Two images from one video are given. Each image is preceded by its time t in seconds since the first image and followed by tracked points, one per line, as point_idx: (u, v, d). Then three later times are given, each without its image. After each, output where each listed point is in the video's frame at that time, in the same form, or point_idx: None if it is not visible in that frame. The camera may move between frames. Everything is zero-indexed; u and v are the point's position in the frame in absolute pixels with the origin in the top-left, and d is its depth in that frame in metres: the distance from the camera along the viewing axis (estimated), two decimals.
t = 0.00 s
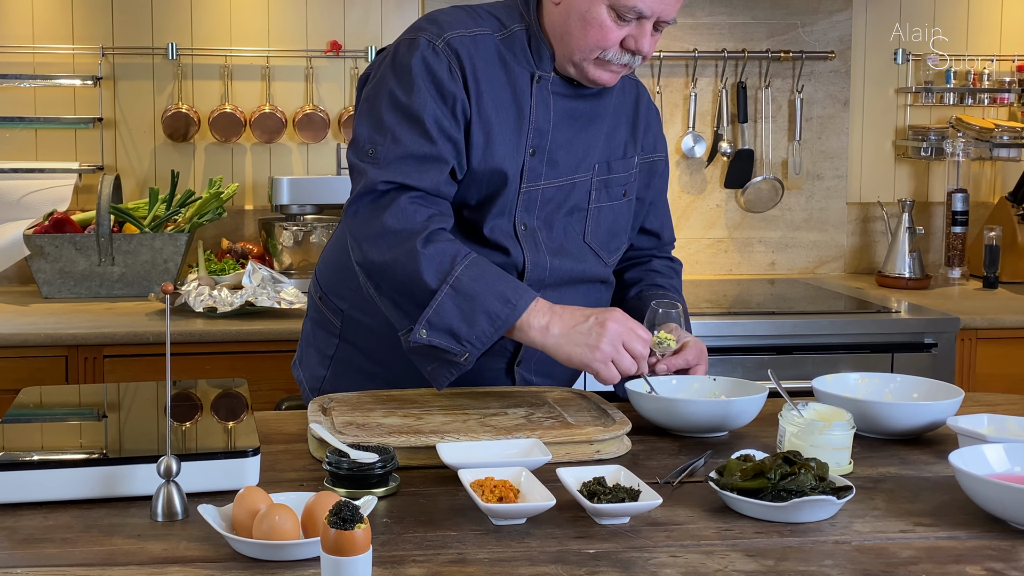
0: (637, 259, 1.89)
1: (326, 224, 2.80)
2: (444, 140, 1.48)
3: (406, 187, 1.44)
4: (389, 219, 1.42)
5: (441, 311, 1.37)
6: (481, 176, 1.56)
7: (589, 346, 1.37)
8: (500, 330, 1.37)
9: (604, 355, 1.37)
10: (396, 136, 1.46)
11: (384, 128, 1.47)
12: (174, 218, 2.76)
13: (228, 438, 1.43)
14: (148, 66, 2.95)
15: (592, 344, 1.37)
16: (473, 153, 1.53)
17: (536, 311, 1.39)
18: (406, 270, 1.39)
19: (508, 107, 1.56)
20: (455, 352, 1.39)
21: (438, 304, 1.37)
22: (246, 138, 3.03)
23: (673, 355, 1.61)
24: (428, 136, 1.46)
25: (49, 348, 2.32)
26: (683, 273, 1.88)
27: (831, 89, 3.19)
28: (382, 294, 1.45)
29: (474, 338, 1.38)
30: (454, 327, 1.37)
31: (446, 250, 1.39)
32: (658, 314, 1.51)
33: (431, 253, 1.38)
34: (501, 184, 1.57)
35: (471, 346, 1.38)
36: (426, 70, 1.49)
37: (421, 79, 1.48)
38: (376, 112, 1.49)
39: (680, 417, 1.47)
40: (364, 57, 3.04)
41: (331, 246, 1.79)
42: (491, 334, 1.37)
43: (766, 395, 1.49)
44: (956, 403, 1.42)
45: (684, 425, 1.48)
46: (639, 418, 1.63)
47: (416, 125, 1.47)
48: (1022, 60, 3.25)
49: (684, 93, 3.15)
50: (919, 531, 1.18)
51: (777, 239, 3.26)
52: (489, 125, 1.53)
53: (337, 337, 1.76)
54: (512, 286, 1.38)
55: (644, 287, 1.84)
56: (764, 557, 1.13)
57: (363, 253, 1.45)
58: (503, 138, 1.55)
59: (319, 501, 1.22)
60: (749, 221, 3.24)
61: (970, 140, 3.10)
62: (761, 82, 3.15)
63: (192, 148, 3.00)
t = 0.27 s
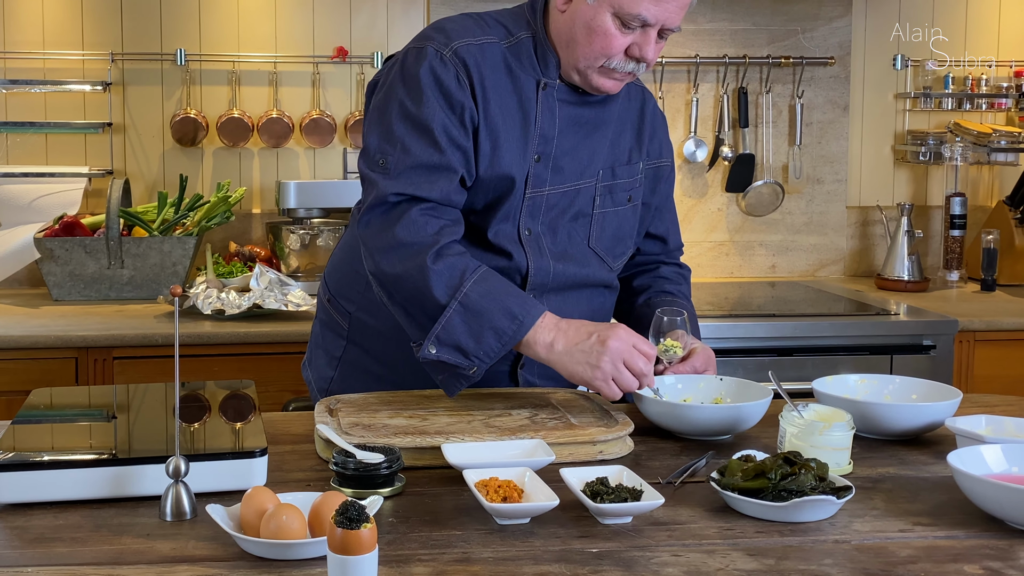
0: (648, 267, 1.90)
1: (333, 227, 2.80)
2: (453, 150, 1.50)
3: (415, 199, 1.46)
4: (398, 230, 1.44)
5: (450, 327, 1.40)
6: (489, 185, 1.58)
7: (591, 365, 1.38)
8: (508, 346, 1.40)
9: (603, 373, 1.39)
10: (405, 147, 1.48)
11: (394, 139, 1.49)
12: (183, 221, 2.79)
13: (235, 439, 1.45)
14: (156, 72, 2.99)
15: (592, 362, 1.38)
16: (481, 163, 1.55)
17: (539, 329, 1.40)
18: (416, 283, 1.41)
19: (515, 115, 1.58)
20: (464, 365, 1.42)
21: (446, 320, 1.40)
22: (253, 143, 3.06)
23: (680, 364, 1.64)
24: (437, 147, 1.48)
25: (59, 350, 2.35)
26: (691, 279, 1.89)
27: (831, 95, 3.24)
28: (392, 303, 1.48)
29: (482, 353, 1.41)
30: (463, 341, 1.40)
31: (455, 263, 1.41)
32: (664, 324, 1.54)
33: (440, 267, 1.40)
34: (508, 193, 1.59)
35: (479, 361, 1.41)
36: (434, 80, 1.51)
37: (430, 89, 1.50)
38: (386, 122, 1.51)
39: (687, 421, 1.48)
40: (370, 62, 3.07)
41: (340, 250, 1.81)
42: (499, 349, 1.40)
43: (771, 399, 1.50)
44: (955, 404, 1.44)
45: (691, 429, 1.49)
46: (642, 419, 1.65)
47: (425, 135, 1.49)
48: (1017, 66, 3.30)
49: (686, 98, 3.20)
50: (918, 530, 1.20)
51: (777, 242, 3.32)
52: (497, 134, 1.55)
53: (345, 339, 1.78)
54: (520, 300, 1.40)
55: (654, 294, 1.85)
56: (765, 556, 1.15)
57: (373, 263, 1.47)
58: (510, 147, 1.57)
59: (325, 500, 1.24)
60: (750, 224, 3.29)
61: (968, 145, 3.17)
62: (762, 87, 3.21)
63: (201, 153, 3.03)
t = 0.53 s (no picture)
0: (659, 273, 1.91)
1: (339, 231, 2.84)
2: (455, 155, 1.52)
3: (414, 202, 1.48)
4: (398, 232, 1.46)
5: (445, 327, 1.42)
6: (492, 189, 1.60)
7: (581, 378, 1.41)
8: (503, 346, 1.42)
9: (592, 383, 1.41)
10: (407, 150, 1.50)
11: (397, 142, 1.52)
12: (192, 225, 2.82)
13: (243, 440, 1.47)
14: (165, 77, 3.02)
15: (583, 372, 1.41)
16: (485, 167, 1.57)
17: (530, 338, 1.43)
18: (414, 283, 1.43)
19: (520, 120, 1.60)
20: (459, 365, 1.44)
21: (442, 321, 1.42)
22: (260, 147, 3.09)
23: (687, 368, 1.66)
24: (439, 151, 1.50)
25: (69, 351, 2.37)
26: (700, 282, 1.90)
27: (831, 100, 3.27)
28: (391, 303, 1.50)
29: (477, 353, 1.42)
30: (458, 343, 1.42)
31: (451, 265, 1.43)
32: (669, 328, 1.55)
33: (436, 270, 1.42)
34: (511, 197, 1.61)
35: (474, 361, 1.43)
36: (440, 86, 1.53)
37: (434, 94, 1.52)
38: (391, 126, 1.54)
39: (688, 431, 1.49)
40: (377, 68, 3.10)
41: (348, 253, 1.83)
42: (494, 349, 1.42)
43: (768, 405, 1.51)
44: (954, 404, 1.45)
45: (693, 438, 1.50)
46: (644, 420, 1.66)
47: (427, 139, 1.50)
48: (1014, 71, 3.30)
49: (688, 103, 3.24)
50: (917, 530, 1.21)
51: (778, 246, 3.35)
52: (501, 139, 1.57)
53: (354, 340, 1.80)
54: (515, 302, 1.42)
55: (662, 300, 1.86)
56: (766, 555, 1.16)
57: (374, 264, 1.49)
58: (514, 152, 1.59)
59: (331, 500, 1.26)
60: (751, 228, 3.32)
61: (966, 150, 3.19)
62: (762, 93, 3.24)
63: (209, 158, 3.06)
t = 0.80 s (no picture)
0: (661, 276, 1.93)
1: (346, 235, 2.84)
2: (463, 159, 1.53)
3: (423, 207, 1.49)
4: (408, 237, 1.48)
5: (459, 327, 1.44)
6: (499, 193, 1.62)
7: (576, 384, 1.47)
8: (516, 342, 1.44)
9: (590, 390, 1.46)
10: (415, 156, 1.52)
11: (405, 149, 1.54)
12: (200, 228, 2.84)
13: (250, 440, 1.49)
14: (173, 83, 3.04)
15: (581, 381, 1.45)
16: (491, 171, 1.59)
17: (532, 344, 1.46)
18: (426, 287, 1.45)
19: (524, 124, 1.62)
20: (476, 363, 1.46)
21: (456, 321, 1.44)
22: (268, 152, 3.12)
23: (689, 369, 1.70)
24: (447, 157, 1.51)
25: (79, 353, 2.39)
26: (701, 285, 1.92)
27: (831, 105, 3.30)
28: (404, 305, 1.52)
29: (492, 351, 1.45)
30: (472, 342, 1.44)
31: (462, 266, 1.45)
32: (671, 331, 1.57)
33: (448, 271, 1.44)
34: (519, 200, 1.63)
35: (491, 358, 1.46)
36: (445, 92, 1.55)
37: (441, 100, 1.54)
38: (398, 133, 1.56)
39: (687, 431, 1.51)
40: (382, 73, 3.13)
41: (355, 257, 1.85)
42: (508, 346, 1.44)
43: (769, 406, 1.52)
44: (951, 406, 1.47)
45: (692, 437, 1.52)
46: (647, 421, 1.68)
47: (434, 144, 1.52)
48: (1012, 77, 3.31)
49: (689, 108, 3.26)
50: (916, 529, 1.23)
51: (779, 249, 3.37)
52: (507, 143, 1.59)
53: (360, 343, 1.82)
54: (526, 297, 1.44)
55: (664, 302, 1.88)
56: (766, 554, 1.18)
57: (385, 268, 1.51)
58: (520, 156, 1.61)
59: (338, 500, 1.28)
60: (752, 231, 3.35)
61: (965, 154, 3.21)
62: (763, 98, 3.27)
63: (217, 162, 3.09)
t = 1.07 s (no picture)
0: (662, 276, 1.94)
1: (351, 237, 2.90)
2: (464, 163, 1.55)
3: (423, 210, 1.51)
4: (407, 240, 1.50)
5: (456, 328, 1.45)
6: (501, 197, 1.63)
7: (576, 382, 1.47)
8: (513, 342, 1.45)
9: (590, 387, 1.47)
10: (417, 160, 1.54)
11: (408, 153, 1.56)
12: (207, 231, 2.86)
13: (258, 441, 1.51)
14: (182, 88, 3.07)
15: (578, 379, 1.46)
16: (494, 175, 1.61)
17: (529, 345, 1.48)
18: (425, 288, 1.47)
19: (527, 130, 1.64)
20: (475, 363, 1.48)
21: (453, 322, 1.45)
22: (275, 156, 3.15)
23: (691, 367, 1.69)
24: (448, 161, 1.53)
25: (88, 355, 2.42)
26: (701, 286, 1.93)
27: (831, 110, 3.33)
28: (405, 307, 1.54)
29: (490, 351, 1.46)
30: (470, 342, 1.46)
31: (460, 267, 1.47)
32: (677, 330, 1.58)
33: (445, 273, 1.46)
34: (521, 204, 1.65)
35: (489, 358, 1.47)
36: (449, 97, 1.57)
37: (444, 106, 1.56)
38: (401, 137, 1.58)
39: (689, 432, 1.52)
40: (388, 79, 3.16)
41: (361, 260, 1.87)
42: (506, 346, 1.46)
43: (770, 407, 1.54)
44: (950, 407, 1.49)
45: (694, 438, 1.54)
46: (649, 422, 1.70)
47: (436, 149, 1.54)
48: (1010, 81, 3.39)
49: (691, 113, 3.29)
50: (914, 529, 1.25)
51: (779, 252, 3.39)
52: (510, 148, 1.61)
53: (367, 345, 1.84)
54: (522, 297, 1.45)
55: (665, 301, 1.89)
56: (767, 553, 1.20)
57: (387, 271, 1.54)
58: (523, 160, 1.63)
59: (344, 500, 1.30)
60: (753, 235, 3.37)
61: (962, 158, 3.24)
62: (764, 103, 3.29)
63: (224, 166, 3.11)
